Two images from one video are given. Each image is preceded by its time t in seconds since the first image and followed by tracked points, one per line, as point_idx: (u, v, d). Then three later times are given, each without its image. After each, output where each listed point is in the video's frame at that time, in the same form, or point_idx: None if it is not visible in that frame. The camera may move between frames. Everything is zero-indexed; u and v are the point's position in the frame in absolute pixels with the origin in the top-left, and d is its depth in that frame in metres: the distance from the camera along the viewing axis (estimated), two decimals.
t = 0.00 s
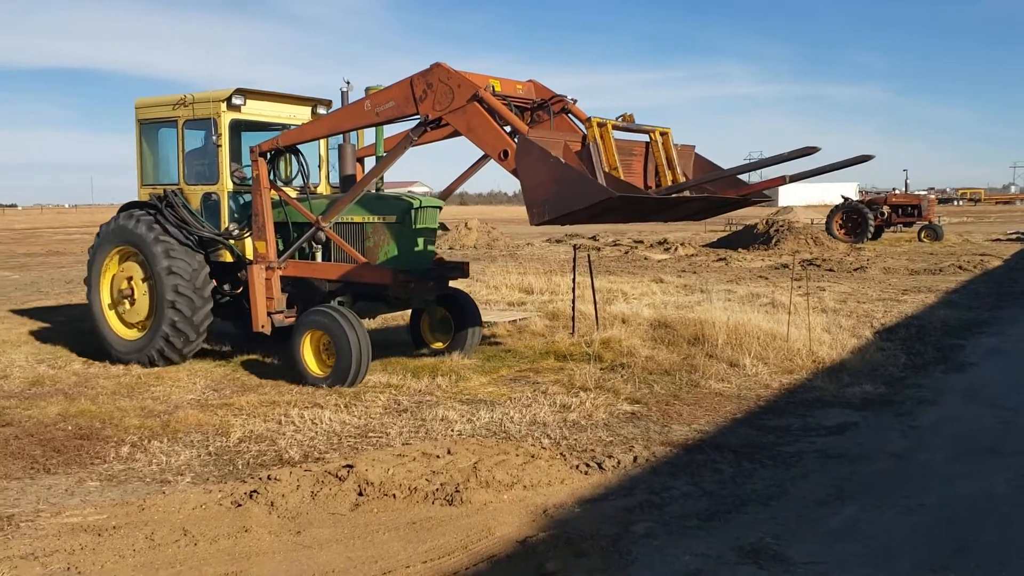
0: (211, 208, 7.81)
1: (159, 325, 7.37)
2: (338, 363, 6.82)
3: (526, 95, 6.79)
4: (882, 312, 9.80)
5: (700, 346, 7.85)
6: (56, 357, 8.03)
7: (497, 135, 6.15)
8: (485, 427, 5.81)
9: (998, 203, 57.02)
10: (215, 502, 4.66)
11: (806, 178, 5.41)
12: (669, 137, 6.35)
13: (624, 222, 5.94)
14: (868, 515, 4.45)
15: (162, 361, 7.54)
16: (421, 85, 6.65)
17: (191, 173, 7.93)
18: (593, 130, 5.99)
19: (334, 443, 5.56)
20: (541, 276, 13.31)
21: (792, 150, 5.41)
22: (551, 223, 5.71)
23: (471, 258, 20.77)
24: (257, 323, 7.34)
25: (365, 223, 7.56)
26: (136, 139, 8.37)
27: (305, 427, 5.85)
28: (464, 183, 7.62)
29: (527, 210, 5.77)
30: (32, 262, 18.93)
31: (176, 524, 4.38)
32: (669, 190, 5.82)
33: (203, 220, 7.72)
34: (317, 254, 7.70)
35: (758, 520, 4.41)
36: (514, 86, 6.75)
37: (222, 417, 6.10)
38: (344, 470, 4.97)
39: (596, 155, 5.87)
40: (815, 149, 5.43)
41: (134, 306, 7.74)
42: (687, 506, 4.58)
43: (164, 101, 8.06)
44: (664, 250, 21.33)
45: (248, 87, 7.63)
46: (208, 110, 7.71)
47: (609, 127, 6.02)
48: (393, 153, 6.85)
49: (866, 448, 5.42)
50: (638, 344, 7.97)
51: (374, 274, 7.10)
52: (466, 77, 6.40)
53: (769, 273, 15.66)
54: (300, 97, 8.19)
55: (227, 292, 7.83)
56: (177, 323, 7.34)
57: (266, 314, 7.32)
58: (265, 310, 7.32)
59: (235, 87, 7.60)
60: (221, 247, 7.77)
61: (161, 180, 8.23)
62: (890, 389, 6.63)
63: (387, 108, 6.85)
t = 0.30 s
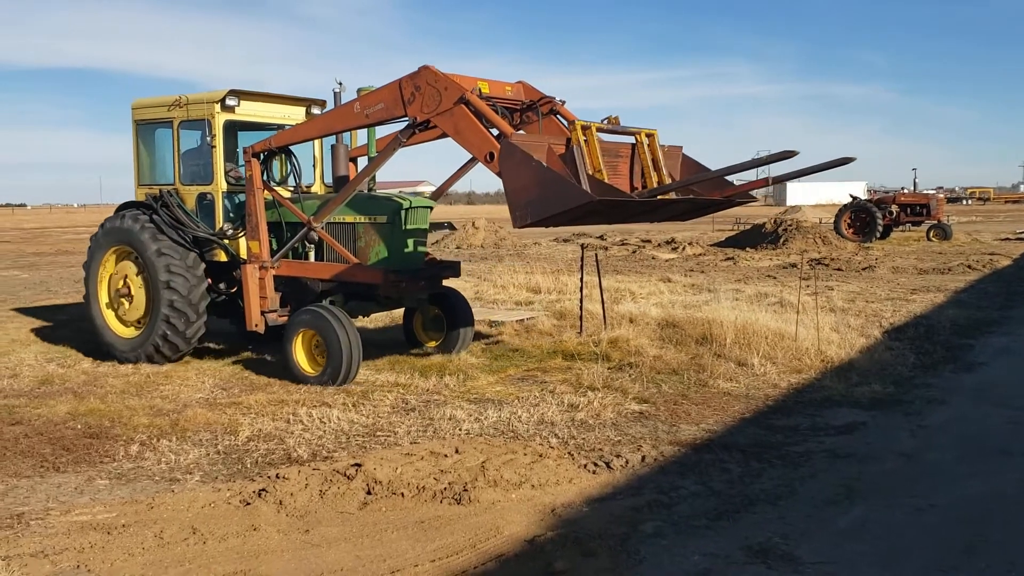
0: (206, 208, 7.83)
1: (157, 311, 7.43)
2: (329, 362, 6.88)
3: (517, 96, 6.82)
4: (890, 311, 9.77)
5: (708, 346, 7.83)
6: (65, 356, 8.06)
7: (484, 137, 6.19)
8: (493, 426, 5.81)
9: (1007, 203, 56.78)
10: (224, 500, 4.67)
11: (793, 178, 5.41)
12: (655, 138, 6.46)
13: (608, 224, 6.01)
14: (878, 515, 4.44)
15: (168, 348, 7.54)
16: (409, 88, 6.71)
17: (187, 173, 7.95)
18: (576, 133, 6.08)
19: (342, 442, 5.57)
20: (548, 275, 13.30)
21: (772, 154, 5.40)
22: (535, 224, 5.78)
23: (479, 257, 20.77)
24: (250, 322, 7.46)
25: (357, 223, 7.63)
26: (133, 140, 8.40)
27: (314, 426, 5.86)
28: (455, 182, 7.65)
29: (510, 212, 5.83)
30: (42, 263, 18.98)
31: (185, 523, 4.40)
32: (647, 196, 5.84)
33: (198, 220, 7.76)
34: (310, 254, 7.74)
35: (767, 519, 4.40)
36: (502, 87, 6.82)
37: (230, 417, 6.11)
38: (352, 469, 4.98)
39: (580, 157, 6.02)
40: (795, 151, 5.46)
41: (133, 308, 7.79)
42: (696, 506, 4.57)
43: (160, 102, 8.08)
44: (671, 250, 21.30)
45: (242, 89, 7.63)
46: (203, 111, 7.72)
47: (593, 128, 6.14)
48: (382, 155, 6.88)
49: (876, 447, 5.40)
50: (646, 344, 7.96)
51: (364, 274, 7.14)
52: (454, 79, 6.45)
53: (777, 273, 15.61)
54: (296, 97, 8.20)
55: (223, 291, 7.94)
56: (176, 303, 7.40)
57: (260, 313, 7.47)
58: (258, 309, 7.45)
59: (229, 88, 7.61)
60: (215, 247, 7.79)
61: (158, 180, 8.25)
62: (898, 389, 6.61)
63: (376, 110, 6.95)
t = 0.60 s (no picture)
0: (202, 208, 7.94)
1: (155, 297, 7.44)
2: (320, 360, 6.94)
3: (505, 96, 6.92)
4: (899, 311, 9.74)
5: (716, 346, 7.82)
6: (73, 355, 8.09)
7: (471, 138, 6.25)
8: (501, 425, 5.81)
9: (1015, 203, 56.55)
10: (232, 499, 4.68)
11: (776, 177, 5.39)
12: (641, 137, 6.46)
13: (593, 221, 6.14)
14: (886, 515, 4.43)
15: (171, 332, 7.48)
16: (397, 88, 6.75)
17: (182, 173, 8.04)
18: (559, 133, 6.04)
19: (349, 441, 5.58)
20: (555, 275, 13.29)
21: (750, 154, 5.37)
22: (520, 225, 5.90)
23: (487, 257, 20.75)
24: (244, 320, 7.56)
25: (349, 222, 7.69)
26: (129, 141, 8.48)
27: (321, 425, 5.86)
28: (446, 181, 7.64)
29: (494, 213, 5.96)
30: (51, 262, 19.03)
31: (193, 522, 4.40)
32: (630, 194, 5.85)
33: (192, 220, 7.84)
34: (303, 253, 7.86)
35: (775, 519, 4.40)
36: (491, 88, 6.88)
37: (238, 415, 6.12)
38: (360, 467, 4.97)
39: (564, 158, 5.99)
40: (773, 152, 5.41)
41: (133, 305, 7.79)
42: (704, 506, 4.57)
43: (155, 103, 8.16)
44: (679, 249, 21.27)
45: (236, 90, 7.73)
46: (197, 112, 7.81)
47: (578, 129, 6.12)
48: (371, 154, 6.90)
49: (884, 447, 5.39)
50: (653, 344, 7.95)
51: (355, 272, 7.25)
52: (441, 80, 6.49)
53: (785, 273, 15.57)
54: (289, 98, 8.30)
55: (219, 290, 7.87)
56: (172, 283, 7.40)
57: (254, 312, 7.56)
58: (252, 307, 7.56)
59: (223, 90, 7.71)
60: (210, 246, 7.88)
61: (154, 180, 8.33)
62: (907, 389, 6.59)
63: (366, 111, 7.00)
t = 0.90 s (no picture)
0: (195, 208, 7.96)
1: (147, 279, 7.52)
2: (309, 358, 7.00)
3: (493, 97, 6.98)
4: (905, 311, 9.72)
5: (721, 345, 7.81)
6: (78, 354, 8.11)
7: (455, 138, 6.31)
8: (505, 425, 5.80)
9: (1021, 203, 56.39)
10: (237, 498, 4.68)
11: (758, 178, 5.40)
12: (624, 138, 6.55)
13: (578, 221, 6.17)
14: (891, 515, 4.41)
15: (167, 309, 7.52)
16: (385, 90, 6.81)
17: (176, 174, 8.08)
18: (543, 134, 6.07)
19: (354, 440, 5.58)
20: (560, 274, 13.29)
21: (729, 153, 5.43)
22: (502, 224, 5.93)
23: (494, 256, 20.79)
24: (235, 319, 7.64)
25: (339, 222, 7.69)
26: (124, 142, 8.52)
27: (326, 424, 5.87)
28: (435, 182, 7.70)
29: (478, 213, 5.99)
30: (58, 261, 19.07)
31: (198, 520, 4.41)
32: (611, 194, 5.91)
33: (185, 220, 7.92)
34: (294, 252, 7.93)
35: (780, 519, 4.39)
36: (479, 89, 6.91)
37: (243, 414, 6.13)
38: (364, 467, 4.97)
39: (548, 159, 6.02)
40: (749, 152, 5.44)
41: (130, 299, 7.85)
42: (708, 505, 4.56)
43: (149, 105, 8.20)
44: (684, 248, 21.25)
45: (228, 91, 7.76)
46: (190, 113, 7.85)
47: (564, 129, 6.13)
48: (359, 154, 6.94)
49: (889, 447, 5.37)
50: (658, 343, 7.93)
51: (345, 270, 7.33)
52: (427, 82, 6.56)
53: (791, 272, 15.54)
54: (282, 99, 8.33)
55: (212, 289, 8.06)
56: (160, 259, 7.54)
57: (245, 310, 7.63)
58: (243, 306, 7.63)
59: (215, 91, 7.75)
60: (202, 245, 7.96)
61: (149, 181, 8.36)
62: (912, 389, 6.57)
63: (354, 112, 7.07)
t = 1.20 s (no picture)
0: (189, 206, 8.01)
1: (138, 262, 7.59)
2: (298, 353, 7.14)
3: (480, 95, 7.11)
4: (910, 309, 9.70)
5: (725, 343, 7.80)
6: (83, 352, 8.12)
7: (442, 137, 6.37)
8: (509, 422, 5.81)
9: None
10: (242, 495, 4.69)
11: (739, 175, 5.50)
12: (609, 136, 6.63)
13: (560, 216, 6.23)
14: (897, 513, 4.40)
15: (162, 284, 7.57)
16: (373, 88, 6.85)
17: (170, 172, 8.13)
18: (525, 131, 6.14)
19: (359, 437, 5.59)
20: (565, 272, 13.29)
21: (702, 150, 5.58)
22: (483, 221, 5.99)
23: (499, 254, 20.78)
24: (227, 315, 7.64)
25: (329, 218, 7.78)
26: (120, 141, 8.58)
27: (331, 421, 5.88)
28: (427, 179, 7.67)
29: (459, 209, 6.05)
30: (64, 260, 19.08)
31: (204, 517, 4.42)
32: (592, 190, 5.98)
33: (178, 218, 7.95)
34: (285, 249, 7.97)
35: (786, 517, 4.38)
36: (466, 87, 7.09)
37: (248, 412, 6.14)
38: (369, 464, 4.98)
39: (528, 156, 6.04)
40: (722, 150, 5.55)
41: (128, 290, 7.89)
42: (713, 503, 4.55)
43: (144, 104, 8.26)
44: (689, 247, 21.23)
45: (221, 90, 7.83)
46: (183, 112, 7.91)
47: (547, 127, 6.32)
48: (349, 152, 6.99)
49: (895, 445, 5.36)
50: (662, 341, 7.93)
51: (335, 267, 7.38)
52: (414, 80, 6.60)
53: (796, 270, 15.52)
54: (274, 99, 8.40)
55: (205, 285, 8.12)
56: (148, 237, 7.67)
57: (237, 307, 7.63)
58: (235, 302, 7.63)
59: (209, 90, 7.81)
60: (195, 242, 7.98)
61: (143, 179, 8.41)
62: (918, 387, 6.57)
63: (342, 110, 7.10)
